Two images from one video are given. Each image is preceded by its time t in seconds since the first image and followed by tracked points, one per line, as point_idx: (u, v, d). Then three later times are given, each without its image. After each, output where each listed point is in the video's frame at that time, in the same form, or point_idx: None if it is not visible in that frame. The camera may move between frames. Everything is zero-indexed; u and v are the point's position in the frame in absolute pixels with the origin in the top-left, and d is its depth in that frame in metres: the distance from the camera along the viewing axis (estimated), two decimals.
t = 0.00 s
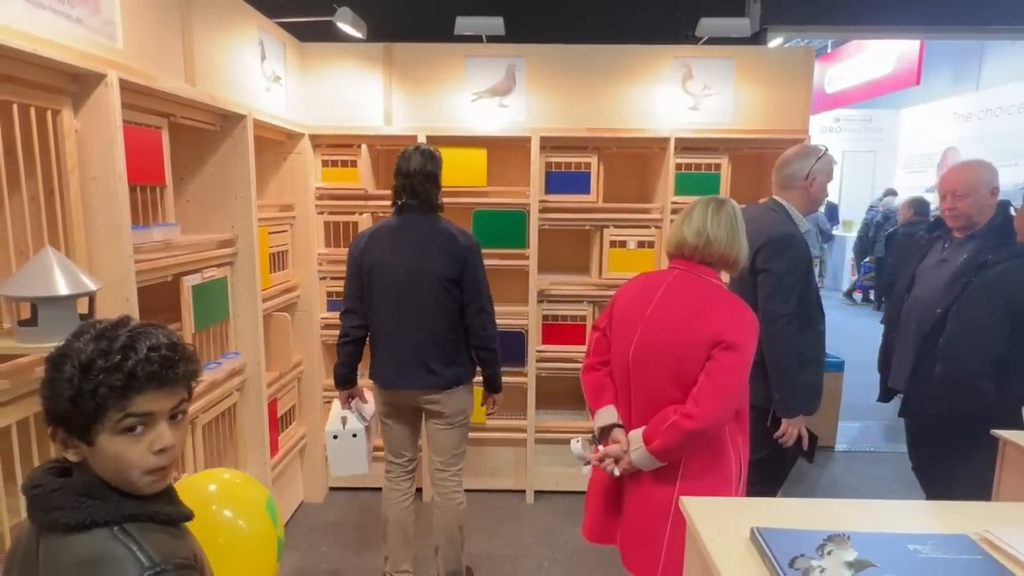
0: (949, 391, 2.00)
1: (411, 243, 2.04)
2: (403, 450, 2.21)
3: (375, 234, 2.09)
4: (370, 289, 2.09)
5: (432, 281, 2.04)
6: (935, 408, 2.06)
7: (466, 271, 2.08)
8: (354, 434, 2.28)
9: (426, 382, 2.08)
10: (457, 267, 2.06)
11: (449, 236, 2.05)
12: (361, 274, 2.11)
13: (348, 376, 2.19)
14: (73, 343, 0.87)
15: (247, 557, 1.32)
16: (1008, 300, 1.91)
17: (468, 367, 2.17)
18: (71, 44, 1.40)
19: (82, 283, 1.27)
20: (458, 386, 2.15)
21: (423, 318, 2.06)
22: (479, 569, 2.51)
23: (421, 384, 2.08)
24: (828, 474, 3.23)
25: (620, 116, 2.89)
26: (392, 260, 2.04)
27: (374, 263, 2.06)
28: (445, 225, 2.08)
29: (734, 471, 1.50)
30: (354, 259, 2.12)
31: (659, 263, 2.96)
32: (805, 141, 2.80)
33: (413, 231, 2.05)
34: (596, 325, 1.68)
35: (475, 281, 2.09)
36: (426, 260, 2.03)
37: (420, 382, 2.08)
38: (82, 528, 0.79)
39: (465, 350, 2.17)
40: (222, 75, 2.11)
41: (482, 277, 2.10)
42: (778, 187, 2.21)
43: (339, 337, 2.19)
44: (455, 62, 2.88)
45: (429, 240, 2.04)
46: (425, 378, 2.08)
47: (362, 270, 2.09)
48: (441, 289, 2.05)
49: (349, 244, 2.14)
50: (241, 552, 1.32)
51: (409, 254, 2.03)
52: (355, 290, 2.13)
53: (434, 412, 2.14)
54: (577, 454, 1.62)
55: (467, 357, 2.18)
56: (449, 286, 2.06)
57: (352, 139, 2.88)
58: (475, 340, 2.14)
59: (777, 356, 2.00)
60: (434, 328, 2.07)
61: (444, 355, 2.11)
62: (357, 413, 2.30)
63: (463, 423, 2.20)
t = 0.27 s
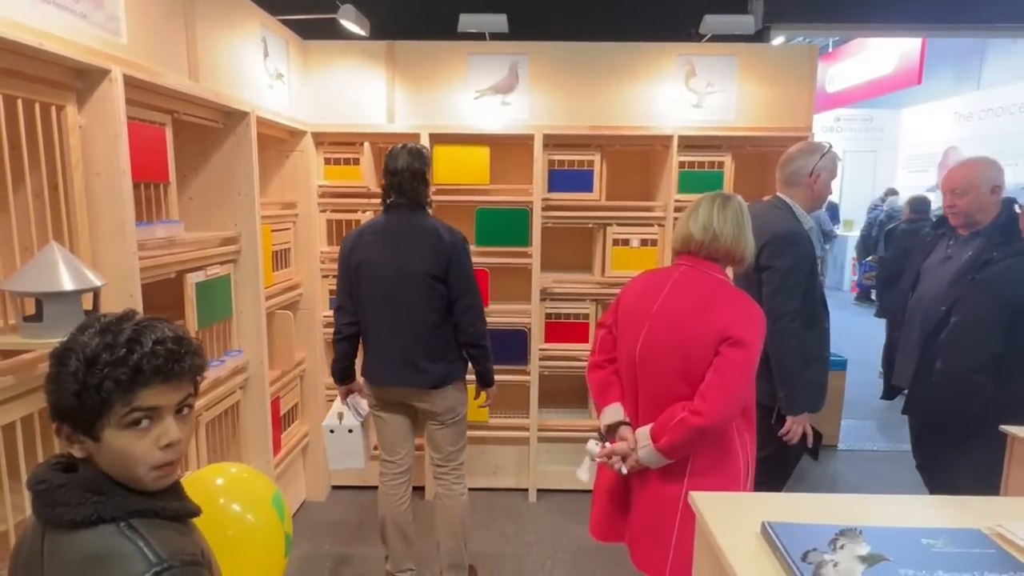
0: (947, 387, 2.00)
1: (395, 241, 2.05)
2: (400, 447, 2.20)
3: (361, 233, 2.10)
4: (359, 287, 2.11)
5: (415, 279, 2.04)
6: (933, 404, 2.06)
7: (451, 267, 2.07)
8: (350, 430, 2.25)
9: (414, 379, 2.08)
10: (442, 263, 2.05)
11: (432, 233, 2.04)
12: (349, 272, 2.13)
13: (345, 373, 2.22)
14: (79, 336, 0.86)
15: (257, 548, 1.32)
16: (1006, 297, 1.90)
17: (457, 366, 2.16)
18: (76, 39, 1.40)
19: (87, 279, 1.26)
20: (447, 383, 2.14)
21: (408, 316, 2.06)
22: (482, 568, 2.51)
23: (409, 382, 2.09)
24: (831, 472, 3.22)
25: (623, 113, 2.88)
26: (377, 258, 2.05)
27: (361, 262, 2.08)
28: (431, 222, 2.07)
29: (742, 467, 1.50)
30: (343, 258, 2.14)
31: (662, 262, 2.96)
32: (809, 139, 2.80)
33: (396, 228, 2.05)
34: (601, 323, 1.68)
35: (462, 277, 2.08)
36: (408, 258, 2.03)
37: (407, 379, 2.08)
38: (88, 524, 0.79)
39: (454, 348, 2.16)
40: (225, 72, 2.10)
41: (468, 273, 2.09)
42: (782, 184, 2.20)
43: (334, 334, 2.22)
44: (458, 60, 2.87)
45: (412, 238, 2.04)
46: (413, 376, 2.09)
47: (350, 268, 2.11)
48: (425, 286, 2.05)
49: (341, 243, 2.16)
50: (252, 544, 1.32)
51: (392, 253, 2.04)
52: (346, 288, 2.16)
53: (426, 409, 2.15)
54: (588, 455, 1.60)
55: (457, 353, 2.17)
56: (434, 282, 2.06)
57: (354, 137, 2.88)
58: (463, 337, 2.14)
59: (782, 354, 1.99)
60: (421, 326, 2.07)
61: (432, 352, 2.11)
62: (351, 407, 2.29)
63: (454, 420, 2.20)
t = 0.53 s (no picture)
0: (950, 381, 2.00)
1: (384, 240, 2.04)
2: (399, 445, 2.20)
3: (353, 233, 2.11)
4: (353, 286, 2.11)
5: (404, 277, 2.03)
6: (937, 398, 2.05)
7: (440, 265, 2.05)
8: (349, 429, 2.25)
9: (406, 378, 2.08)
10: (431, 261, 2.04)
11: (421, 232, 2.03)
12: (343, 272, 2.14)
13: (346, 371, 2.24)
14: (90, 332, 0.86)
15: (268, 546, 1.31)
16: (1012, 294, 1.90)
17: (450, 364, 2.14)
18: (83, 34, 1.40)
19: (95, 275, 1.25)
20: (439, 382, 2.13)
21: (397, 314, 2.06)
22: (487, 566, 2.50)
23: (401, 380, 2.08)
24: (836, 470, 3.22)
25: (627, 111, 2.88)
26: (367, 257, 2.06)
27: (354, 261, 2.08)
28: (420, 219, 2.06)
29: (752, 464, 1.49)
30: (338, 258, 2.15)
31: (667, 259, 2.95)
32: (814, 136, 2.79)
33: (386, 226, 2.06)
34: (609, 321, 1.67)
35: (449, 274, 2.06)
36: (396, 256, 2.03)
37: (399, 378, 2.08)
38: (99, 521, 0.78)
39: (445, 346, 2.13)
40: (231, 69, 2.10)
41: (456, 270, 2.06)
42: (788, 181, 2.19)
43: (334, 331, 2.22)
44: (462, 58, 2.87)
45: (401, 236, 2.04)
46: (404, 375, 2.08)
47: (344, 268, 2.11)
48: (413, 284, 2.04)
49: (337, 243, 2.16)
50: (263, 541, 1.31)
51: (381, 252, 2.04)
52: (342, 288, 2.16)
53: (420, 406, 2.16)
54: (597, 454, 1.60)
55: (450, 351, 2.15)
56: (422, 280, 2.05)
57: (359, 134, 2.88)
58: (453, 335, 2.11)
59: (789, 352, 1.99)
60: (412, 324, 2.06)
61: (425, 351, 2.09)
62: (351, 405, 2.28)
63: (451, 417, 2.20)
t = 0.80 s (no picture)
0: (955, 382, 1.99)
1: (383, 239, 2.03)
2: (402, 443, 2.19)
3: (353, 232, 2.10)
4: (353, 285, 2.11)
5: (401, 276, 2.01)
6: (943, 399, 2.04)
7: (438, 264, 2.03)
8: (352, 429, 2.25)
9: (405, 377, 2.07)
10: (429, 260, 2.02)
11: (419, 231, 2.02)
12: (343, 272, 2.13)
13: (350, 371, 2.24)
14: (99, 330, 0.85)
15: (277, 550, 1.30)
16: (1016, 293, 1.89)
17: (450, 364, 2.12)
18: (87, 31, 1.39)
19: (100, 273, 1.24)
20: (440, 382, 2.11)
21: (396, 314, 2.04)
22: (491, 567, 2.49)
23: (399, 379, 2.07)
24: (840, 470, 3.21)
25: (631, 110, 2.87)
26: (366, 256, 2.05)
27: (353, 261, 2.08)
28: (419, 218, 2.04)
29: (761, 464, 1.48)
30: (338, 258, 2.15)
31: (670, 259, 2.94)
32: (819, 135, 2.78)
33: (385, 225, 2.04)
34: (617, 319, 1.67)
35: (447, 273, 2.03)
36: (394, 256, 2.01)
37: (398, 377, 2.07)
38: (108, 522, 0.77)
39: (446, 345, 2.11)
40: (234, 68, 2.09)
41: (455, 268, 2.04)
42: (793, 180, 2.18)
43: (335, 331, 2.22)
44: (466, 56, 2.86)
45: (400, 235, 2.02)
46: (404, 374, 2.07)
47: (344, 268, 2.11)
48: (411, 284, 2.02)
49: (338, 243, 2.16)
50: (272, 546, 1.30)
51: (380, 251, 2.03)
52: (342, 287, 2.15)
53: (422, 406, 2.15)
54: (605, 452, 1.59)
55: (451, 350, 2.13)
56: (420, 279, 2.03)
57: (361, 133, 2.87)
58: (453, 334, 2.08)
59: (795, 351, 1.98)
60: (410, 324, 2.05)
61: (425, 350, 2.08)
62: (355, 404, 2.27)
63: (451, 418, 2.18)
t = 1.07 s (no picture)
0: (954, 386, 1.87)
1: (379, 239, 2.02)
2: (397, 445, 2.18)
3: (348, 231, 2.08)
4: (347, 285, 2.09)
5: (396, 276, 2.00)
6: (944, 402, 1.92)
7: (434, 265, 2.02)
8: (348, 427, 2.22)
9: (398, 378, 2.05)
10: (425, 260, 2.01)
11: (414, 230, 2.00)
12: (339, 271, 2.12)
13: (345, 372, 2.24)
14: (93, 331, 0.83)
15: (279, 560, 1.29)
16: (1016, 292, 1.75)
17: (446, 365, 2.10)
18: (80, 28, 1.37)
19: (93, 274, 1.22)
20: (435, 383, 2.09)
21: (390, 314, 2.02)
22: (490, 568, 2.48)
23: (393, 380, 2.05)
24: (838, 470, 3.20)
25: (630, 109, 2.86)
26: (361, 255, 2.03)
27: (348, 260, 2.06)
28: (415, 217, 2.02)
29: (764, 464, 1.47)
30: (334, 257, 2.13)
31: (669, 259, 2.93)
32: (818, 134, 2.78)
33: (380, 224, 2.03)
34: (616, 320, 1.65)
35: (444, 274, 2.02)
36: (389, 255, 2.00)
37: (392, 377, 2.05)
38: (100, 529, 0.75)
39: (441, 347, 2.09)
40: (230, 66, 2.07)
41: (453, 269, 2.03)
42: (793, 180, 2.17)
43: (331, 331, 2.21)
44: (464, 55, 2.84)
45: (396, 235, 2.01)
46: (398, 375, 2.05)
47: (339, 267, 2.09)
48: (406, 284, 2.00)
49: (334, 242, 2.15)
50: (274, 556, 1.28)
51: (375, 250, 2.01)
52: (337, 286, 2.14)
53: (417, 408, 2.13)
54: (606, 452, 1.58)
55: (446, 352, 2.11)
56: (415, 279, 2.01)
57: (359, 132, 2.85)
58: (449, 336, 2.07)
59: (795, 352, 1.97)
60: (405, 324, 2.03)
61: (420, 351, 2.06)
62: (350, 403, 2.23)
63: (450, 417, 2.17)
